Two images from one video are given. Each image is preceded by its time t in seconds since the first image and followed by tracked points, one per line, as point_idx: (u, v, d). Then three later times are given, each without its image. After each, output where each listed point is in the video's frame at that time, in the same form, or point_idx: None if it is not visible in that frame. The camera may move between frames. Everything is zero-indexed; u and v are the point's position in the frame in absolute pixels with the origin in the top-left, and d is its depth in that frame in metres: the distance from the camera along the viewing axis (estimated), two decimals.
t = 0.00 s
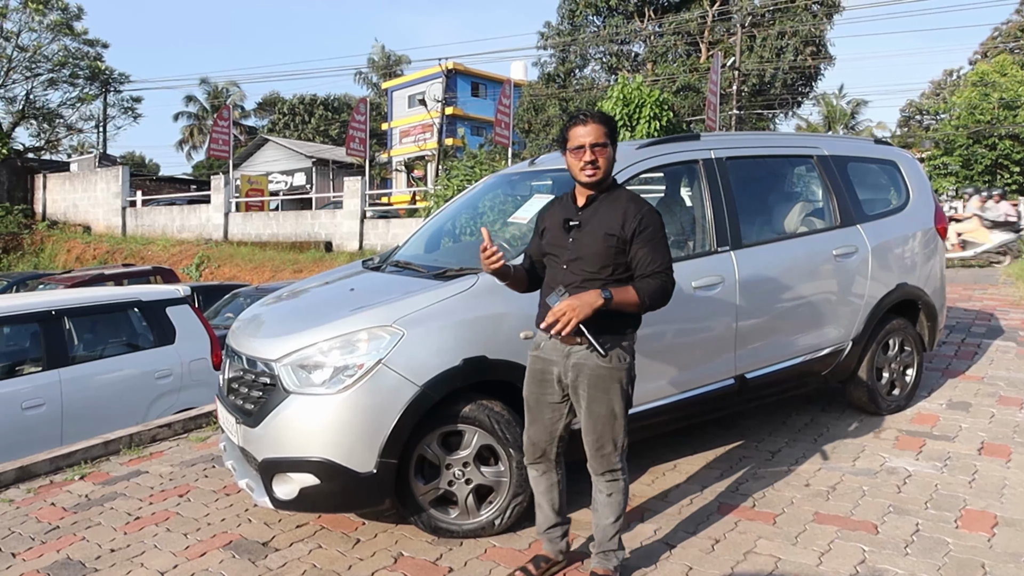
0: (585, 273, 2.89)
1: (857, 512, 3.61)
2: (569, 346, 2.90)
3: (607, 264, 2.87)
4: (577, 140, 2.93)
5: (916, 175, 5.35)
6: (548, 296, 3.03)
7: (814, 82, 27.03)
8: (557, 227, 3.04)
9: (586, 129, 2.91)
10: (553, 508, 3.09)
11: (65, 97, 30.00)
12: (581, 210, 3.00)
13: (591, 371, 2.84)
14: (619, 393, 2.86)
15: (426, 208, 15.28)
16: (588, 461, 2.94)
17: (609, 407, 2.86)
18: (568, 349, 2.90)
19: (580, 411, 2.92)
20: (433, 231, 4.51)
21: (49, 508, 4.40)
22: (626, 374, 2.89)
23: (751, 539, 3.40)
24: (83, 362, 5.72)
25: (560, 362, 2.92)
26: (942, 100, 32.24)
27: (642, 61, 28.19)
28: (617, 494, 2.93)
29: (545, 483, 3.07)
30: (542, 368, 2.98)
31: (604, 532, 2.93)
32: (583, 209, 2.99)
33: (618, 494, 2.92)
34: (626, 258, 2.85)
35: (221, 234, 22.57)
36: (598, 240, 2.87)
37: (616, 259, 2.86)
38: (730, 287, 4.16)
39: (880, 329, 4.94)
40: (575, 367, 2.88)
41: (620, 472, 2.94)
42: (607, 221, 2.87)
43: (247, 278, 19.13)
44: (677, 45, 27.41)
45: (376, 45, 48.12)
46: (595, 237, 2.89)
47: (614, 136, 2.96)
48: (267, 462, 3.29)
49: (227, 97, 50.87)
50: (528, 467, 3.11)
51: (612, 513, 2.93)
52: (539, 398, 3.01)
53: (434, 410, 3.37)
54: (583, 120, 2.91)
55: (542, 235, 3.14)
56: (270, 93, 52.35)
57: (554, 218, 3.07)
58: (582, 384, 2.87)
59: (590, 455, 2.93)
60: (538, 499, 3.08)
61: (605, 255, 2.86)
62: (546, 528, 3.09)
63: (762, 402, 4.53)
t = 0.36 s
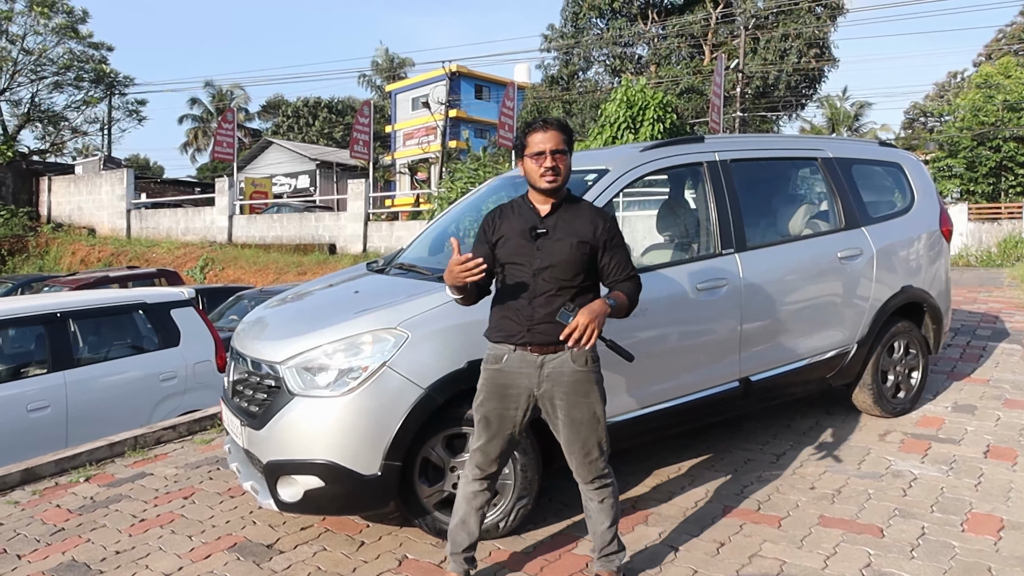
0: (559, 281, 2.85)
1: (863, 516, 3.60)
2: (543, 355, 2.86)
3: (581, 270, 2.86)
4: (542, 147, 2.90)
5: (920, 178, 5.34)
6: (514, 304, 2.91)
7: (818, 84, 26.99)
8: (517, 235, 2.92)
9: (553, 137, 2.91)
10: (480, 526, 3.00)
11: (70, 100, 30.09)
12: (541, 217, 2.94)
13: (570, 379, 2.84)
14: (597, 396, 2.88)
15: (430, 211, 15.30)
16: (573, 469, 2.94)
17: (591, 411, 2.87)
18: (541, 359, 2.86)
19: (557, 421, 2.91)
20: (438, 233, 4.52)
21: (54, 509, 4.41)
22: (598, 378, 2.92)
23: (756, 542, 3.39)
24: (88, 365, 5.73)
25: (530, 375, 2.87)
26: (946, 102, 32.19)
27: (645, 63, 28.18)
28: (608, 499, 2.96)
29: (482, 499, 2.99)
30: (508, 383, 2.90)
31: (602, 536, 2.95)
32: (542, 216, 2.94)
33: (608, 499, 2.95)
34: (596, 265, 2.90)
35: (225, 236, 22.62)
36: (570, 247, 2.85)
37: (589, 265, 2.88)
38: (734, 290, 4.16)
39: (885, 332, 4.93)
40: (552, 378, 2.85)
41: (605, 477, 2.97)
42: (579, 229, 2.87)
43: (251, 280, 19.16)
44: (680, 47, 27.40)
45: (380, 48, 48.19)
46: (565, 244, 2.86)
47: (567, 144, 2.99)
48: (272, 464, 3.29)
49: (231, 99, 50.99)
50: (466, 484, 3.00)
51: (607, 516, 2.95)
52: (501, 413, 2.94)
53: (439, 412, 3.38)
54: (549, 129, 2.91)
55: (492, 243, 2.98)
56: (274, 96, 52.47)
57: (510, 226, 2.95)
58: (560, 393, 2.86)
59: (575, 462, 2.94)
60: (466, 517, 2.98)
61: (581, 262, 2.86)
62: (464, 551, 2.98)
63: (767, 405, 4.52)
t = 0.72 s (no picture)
0: (526, 280, 2.91)
1: (892, 520, 3.55)
2: (519, 352, 2.92)
3: (544, 268, 2.95)
4: (502, 149, 2.91)
5: (949, 178, 5.27)
6: (482, 306, 2.91)
7: (843, 83, 26.64)
8: (480, 237, 2.91)
9: (511, 138, 2.93)
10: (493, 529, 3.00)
11: (98, 104, 30.54)
12: (500, 218, 2.95)
13: (546, 370, 2.92)
14: (570, 385, 2.98)
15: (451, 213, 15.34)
16: (556, 463, 2.97)
17: (567, 397, 2.96)
18: (517, 356, 2.91)
19: (537, 415, 2.96)
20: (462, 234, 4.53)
21: (86, 507, 4.48)
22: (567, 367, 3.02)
23: (783, 546, 3.36)
24: (117, 365, 5.81)
25: (508, 373, 2.91)
26: (975, 101, 31.69)
27: (667, 64, 28.05)
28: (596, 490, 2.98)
29: (487, 502, 2.98)
30: (487, 385, 2.92)
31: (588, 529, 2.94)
32: (502, 217, 2.95)
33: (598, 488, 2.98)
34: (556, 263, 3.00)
35: (250, 238, 22.85)
36: (534, 247, 2.92)
37: (552, 263, 2.98)
38: (761, 292, 4.12)
39: (914, 335, 4.86)
40: (531, 372, 2.92)
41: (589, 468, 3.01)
42: (541, 229, 2.95)
43: (275, 281, 19.33)
44: (703, 47, 27.25)
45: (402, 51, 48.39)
46: (530, 244, 2.92)
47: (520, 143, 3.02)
48: (299, 464, 3.32)
49: (255, 103, 51.48)
50: (468, 490, 3.00)
51: (594, 505, 2.96)
52: (486, 416, 2.95)
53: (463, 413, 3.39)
54: (508, 130, 2.92)
55: (449, 245, 2.93)
56: (297, 99, 52.89)
57: (471, 228, 2.93)
58: (539, 384, 2.93)
59: (557, 455, 2.97)
60: (478, 522, 2.96)
61: (546, 261, 2.95)
62: (483, 556, 2.98)
63: (796, 407, 4.48)
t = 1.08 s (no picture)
0: (526, 278, 2.93)
1: (922, 525, 3.50)
2: (531, 351, 2.92)
3: (543, 263, 2.97)
4: (486, 156, 2.95)
5: (981, 177, 5.18)
6: (489, 309, 2.93)
7: (871, 81, 26.26)
8: (476, 244, 2.94)
9: (494, 142, 2.96)
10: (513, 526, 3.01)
11: (128, 107, 31.03)
12: (492, 222, 2.98)
13: (557, 367, 2.92)
14: (581, 381, 2.98)
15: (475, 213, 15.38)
16: (569, 459, 2.97)
17: (581, 395, 2.96)
18: (527, 355, 2.92)
19: (551, 412, 2.96)
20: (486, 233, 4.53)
21: (116, 504, 4.56)
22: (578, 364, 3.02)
23: (811, 550, 3.33)
24: (147, 364, 5.90)
25: (519, 371, 2.92)
26: (1007, 99, 31.10)
27: (692, 63, 27.90)
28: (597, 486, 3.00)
29: (505, 497, 2.99)
30: (499, 384, 2.93)
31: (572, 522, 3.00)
32: (494, 221, 2.98)
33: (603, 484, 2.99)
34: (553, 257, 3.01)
35: (276, 239, 23.06)
36: (530, 244, 2.94)
37: (549, 258, 3.00)
38: (788, 292, 4.09)
39: (945, 337, 4.79)
40: (543, 369, 2.92)
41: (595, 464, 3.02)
42: (533, 225, 2.97)
43: (300, 281, 19.51)
44: (728, 46, 27.08)
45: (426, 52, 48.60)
46: (524, 241, 2.94)
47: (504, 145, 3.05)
48: (325, 463, 3.35)
49: (281, 105, 51.99)
50: (488, 486, 3.00)
51: (586, 501, 3.00)
52: (500, 415, 2.96)
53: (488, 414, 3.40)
54: (490, 135, 2.96)
55: (447, 258, 3.00)
56: (322, 101, 53.34)
57: (465, 238, 2.96)
58: (553, 382, 2.93)
59: (571, 451, 2.97)
60: (498, 519, 2.97)
61: (543, 255, 2.96)
62: (504, 553, 2.98)
63: (823, 409, 4.44)
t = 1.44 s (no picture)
0: (532, 278, 2.93)
1: (930, 528, 3.48)
2: (539, 350, 2.92)
3: (546, 262, 2.97)
4: (486, 158, 2.95)
5: (991, 178, 5.15)
6: (496, 310, 2.91)
7: (880, 82, 26.11)
8: (480, 247, 2.94)
9: (492, 143, 2.96)
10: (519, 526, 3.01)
11: (138, 109, 31.18)
12: (494, 224, 2.98)
13: (565, 365, 2.93)
14: (586, 379, 2.99)
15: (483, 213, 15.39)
16: (574, 456, 2.99)
17: (587, 392, 2.98)
18: (536, 354, 2.92)
19: (557, 410, 2.97)
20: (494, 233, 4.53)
21: (124, 503, 4.58)
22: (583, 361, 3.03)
23: (818, 552, 3.31)
24: (155, 364, 5.93)
25: (527, 370, 2.92)
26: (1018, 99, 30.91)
27: (700, 64, 27.87)
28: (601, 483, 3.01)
29: (511, 497, 2.99)
30: (508, 383, 2.93)
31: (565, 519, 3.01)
32: (495, 223, 2.98)
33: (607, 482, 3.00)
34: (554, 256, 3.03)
35: (284, 240, 23.13)
36: (533, 243, 2.95)
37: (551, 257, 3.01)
38: (795, 293, 4.07)
39: (953, 338, 4.76)
40: (551, 368, 2.92)
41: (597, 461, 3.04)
42: (534, 225, 2.99)
43: (308, 282, 19.58)
44: (736, 46, 26.99)
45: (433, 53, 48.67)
46: (528, 241, 2.95)
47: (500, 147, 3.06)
48: (331, 463, 3.35)
49: (290, 106, 52.17)
50: (495, 485, 3.01)
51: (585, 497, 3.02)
52: (508, 414, 2.96)
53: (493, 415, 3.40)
54: (488, 136, 2.96)
55: (451, 263, 2.97)
56: (330, 102, 53.52)
57: (468, 241, 2.95)
58: (560, 379, 2.94)
59: (576, 448, 2.99)
60: (505, 519, 2.97)
61: (545, 254, 2.98)
62: (510, 553, 2.98)
63: (829, 410, 4.42)
